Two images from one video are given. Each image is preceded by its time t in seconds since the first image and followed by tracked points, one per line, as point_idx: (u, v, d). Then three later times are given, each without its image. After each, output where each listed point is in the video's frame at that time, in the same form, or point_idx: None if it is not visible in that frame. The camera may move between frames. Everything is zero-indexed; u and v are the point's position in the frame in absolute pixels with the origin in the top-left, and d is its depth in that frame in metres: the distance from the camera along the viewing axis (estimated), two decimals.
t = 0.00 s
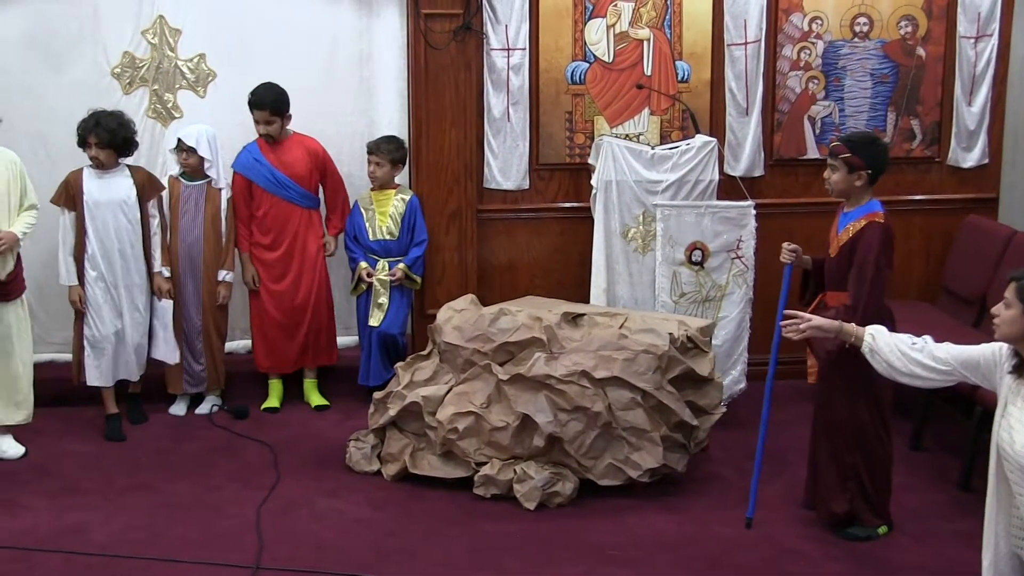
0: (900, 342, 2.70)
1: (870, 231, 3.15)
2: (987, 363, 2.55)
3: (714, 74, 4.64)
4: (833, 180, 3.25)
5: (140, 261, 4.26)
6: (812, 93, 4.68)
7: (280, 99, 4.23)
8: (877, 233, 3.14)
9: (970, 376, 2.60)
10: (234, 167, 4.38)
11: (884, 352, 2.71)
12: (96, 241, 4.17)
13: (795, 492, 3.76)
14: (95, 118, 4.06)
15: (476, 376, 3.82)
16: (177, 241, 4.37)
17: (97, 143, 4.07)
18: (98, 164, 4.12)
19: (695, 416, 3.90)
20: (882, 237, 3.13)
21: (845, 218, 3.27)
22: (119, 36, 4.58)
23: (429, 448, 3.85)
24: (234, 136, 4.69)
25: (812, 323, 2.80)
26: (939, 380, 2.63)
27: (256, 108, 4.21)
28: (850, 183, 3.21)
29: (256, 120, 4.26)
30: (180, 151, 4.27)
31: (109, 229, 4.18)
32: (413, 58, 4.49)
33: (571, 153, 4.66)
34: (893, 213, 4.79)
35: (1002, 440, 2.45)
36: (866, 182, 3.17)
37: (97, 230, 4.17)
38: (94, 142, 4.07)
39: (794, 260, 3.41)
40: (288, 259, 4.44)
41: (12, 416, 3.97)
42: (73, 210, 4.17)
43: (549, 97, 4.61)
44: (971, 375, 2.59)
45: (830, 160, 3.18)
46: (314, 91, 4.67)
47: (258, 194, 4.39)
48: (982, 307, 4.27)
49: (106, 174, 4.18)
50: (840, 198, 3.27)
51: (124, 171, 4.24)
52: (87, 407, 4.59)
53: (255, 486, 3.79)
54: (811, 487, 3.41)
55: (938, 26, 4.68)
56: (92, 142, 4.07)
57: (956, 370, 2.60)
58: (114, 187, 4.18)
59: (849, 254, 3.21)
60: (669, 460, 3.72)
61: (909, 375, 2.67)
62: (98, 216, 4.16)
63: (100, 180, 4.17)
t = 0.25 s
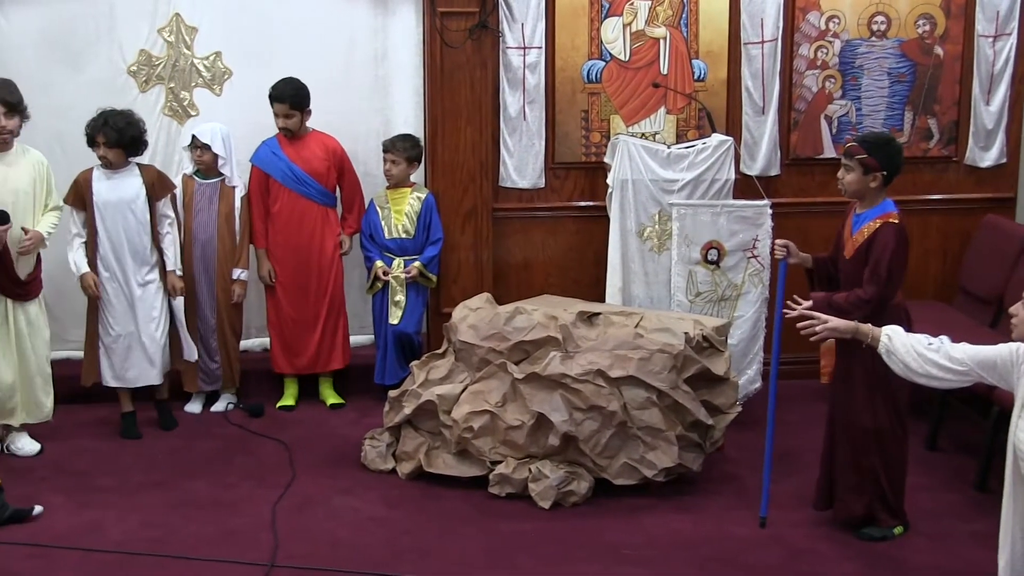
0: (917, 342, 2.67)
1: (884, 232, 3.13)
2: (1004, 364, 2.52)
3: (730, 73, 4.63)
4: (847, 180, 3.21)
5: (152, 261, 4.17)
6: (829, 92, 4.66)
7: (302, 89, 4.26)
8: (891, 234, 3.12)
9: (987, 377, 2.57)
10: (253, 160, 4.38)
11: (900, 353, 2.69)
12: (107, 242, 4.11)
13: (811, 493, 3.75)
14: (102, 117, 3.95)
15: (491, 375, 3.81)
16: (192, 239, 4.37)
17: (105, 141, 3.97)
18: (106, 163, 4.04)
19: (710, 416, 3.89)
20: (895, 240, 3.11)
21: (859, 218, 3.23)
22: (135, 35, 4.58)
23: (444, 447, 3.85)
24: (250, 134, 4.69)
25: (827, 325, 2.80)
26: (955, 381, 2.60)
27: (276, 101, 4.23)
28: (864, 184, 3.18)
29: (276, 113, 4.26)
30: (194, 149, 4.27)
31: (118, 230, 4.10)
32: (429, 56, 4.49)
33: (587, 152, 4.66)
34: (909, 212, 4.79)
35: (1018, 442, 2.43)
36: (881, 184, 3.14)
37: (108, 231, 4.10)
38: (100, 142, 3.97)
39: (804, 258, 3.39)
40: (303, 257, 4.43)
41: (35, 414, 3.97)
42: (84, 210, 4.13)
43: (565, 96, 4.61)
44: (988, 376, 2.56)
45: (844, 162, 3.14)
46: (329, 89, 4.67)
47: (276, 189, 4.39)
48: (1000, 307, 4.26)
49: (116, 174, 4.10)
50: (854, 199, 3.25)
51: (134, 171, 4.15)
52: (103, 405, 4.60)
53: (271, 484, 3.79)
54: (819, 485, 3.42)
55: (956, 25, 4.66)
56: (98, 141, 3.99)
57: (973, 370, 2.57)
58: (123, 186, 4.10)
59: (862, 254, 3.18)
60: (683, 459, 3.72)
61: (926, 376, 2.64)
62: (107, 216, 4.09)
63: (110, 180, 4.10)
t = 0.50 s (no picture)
0: (924, 342, 2.64)
1: (885, 233, 3.12)
2: (1013, 361, 2.49)
3: (738, 73, 4.64)
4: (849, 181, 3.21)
5: (163, 261, 4.14)
6: (836, 91, 4.67)
7: (312, 87, 4.26)
8: (892, 234, 3.10)
9: (995, 375, 2.53)
10: (264, 159, 4.40)
11: (908, 352, 2.65)
12: (117, 241, 4.09)
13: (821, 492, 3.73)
14: (114, 116, 3.95)
15: (499, 374, 3.81)
16: (200, 238, 4.36)
17: (117, 139, 3.97)
18: (118, 161, 4.03)
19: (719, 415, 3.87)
20: (896, 241, 3.09)
21: (862, 220, 3.22)
22: (144, 34, 4.60)
23: (452, 446, 3.84)
24: (259, 134, 4.70)
25: (836, 325, 2.77)
26: (963, 379, 2.56)
27: (286, 100, 4.23)
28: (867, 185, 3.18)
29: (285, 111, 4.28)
30: (204, 147, 4.27)
31: (130, 230, 4.09)
32: (438, 55, 4.50)
33: (595, 152, 4.66)
34: (915, 212, 4.80)
35: None
36: (884, 185, 3.14)
37: (118, 230, 4.08)
38: (110, 139, 3.97)
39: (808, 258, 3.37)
40: (313, 255, 4.44)
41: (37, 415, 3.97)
42: (96, 207, 4.14)
43: (574, 95, 4.62)
44: (996, 374, 2.52)
45: (848, 162, 3.14)
46: (338, 89, 4.67)
47: (285, 187, 4.39)
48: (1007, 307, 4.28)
49: (127, 173, 4.09)
50: (857, 200, 3.24)
51: (146, 170, 4.13)
52: (110, 405, 4.59)
53: (279, 483, 3.77)
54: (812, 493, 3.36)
55: (963, 24, 4.67)
56: (108, 140, 3.97)
57: (982, 369, 2.54)
58: (134, 186, 4.08)
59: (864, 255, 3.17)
60: (692, 459, 3.70)
61: (934, 375, 2.61)
62: (118, 215, 4.08)
63: (121, 179, 4.09)
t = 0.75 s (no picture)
0: (929, 343, 2.57)
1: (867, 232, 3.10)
2: (1019, 363, 2.44)
3: (742, 73, 4.64)
4: (831, 182, 3.20)
5: (175, 263, 4.17)
6: (840, 91, 4.67)
7: (318, 87, 4.27)
8: (873, 234, 3.09)
9: (1000, 377, 2.48)
10: (267, 158, 4.39)
11: (913, 354, 2.58)
12: (129, 242, 4.09)
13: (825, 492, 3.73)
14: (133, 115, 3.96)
15: (503, 374, 3.80)
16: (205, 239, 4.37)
17: (134, 139, 3.99)
18: (136, 161, 4.03)
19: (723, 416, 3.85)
20: (878, 240, 3.08)
21: (844, 221, 3.21)
22: (148, 35, 4.61)
23: (456, 446, 3.84)
24: (264, 134, 4.70)
25: (839, 327, 2.69)
26: (967, 381, 2.51)
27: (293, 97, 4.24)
28: (849, 186, 3.16)
29: (292, 109, 4.28)
30: (209, 147, 4.29)
31: (141, 230, 4.09)
32: (441, 55, 4.50)
33: (599, 152, 4.67)
34: (920, 212, 4.79)
35: None
36: (867, 185, 3.11)
37: (130, 231, 4.08)
38: (132, 139, 3.98)
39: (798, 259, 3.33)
40: (316, 256, 4.43)
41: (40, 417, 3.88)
42: (108, 207, 4.14)
43: (577, 95, 4.62)
44: (1001, 375, 2.48)
45: (829, 162, 3.13)
46: (341, 89, 4.68)
47: (288, 185, 4.40)
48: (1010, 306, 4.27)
49: (141, 173, 4.11)
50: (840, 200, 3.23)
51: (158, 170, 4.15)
52: (115, 405, 4.60)
53: (283, 483, 3.77)
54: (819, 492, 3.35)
55: (967, 24, 4.67)
56: (129, 139, 3.98)
57: (987, 370, 2.48)
58: (147, 186, 4.10)
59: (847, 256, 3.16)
60: (696, 459, 3.69)
61: (939, 377, 2.54)
62: (131, 215, 4.08)
63: (135, 178, 4.11)
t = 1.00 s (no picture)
0: (934, 347, 2.55)
1: (850, 227, 3.12)
2: None
3: (747, 74, 4.64)
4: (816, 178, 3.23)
5: (183, 263, 4.19)
6: (845, 93, 4.67)
7: (322, 86, 4.28)
8: (856, 229, 3.11)
9: (1006, 381, 2.47)
10: (273, 158, 4.43)
11: (919, 359, 2.56)
12: (137, 241, 4.09)
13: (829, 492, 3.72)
14: (155, 115, 3.94)
15: (506, 375, 3.80)
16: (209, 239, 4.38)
17: (162, 138, 3.98)
18: (156, 159, 4.02)
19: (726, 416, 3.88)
20: (861, 235, 3.10)
21: (829, 216, 3.23)
22: (153, 35, 4.62)
23: (459, 447, 3.84)
24: (268, 134, 4.71)
25: (844, 335, 2.65)
26: (974, 385, 2.50)
27: (305, 92, 4.24)
28: (834, 182, 3.19)
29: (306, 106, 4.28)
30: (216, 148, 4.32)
31: (152, 229, 4.10)
32: (445, 55, 4.50)
33: (603, 153, 4.67)
34: (925, 214, 4.78)
35: None
36: (850, 180, 3.14)
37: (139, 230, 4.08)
38: (156, 138, 3.97)
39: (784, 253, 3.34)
40: (320, 254, 4.42)
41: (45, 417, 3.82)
42: (116, 207, 4.13)
43: (581, 96, 4.62)
44: (1008, 379, 2.47)
45: (812, 160, 3.16)
46: (345, 89, 4.68)
47: (293, 183, 4.39)
48: (1016, 309, 4.28)
49: (150, 172, 4.11)
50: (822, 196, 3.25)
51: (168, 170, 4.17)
52: (120, 405, 4.61)
53: (287, 483, 3.78)
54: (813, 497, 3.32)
55: (973, 26, 4.66)
56: (154, 138, 3.97)
57: (993, 374, 2.48)
58: (156, 185, 4.11)
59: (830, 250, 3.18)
60: (700, 460, 3.68)
61: (945, 381, 2.53)
62: (141, 214, 4.08)
63: (144, 177, 4.11)
